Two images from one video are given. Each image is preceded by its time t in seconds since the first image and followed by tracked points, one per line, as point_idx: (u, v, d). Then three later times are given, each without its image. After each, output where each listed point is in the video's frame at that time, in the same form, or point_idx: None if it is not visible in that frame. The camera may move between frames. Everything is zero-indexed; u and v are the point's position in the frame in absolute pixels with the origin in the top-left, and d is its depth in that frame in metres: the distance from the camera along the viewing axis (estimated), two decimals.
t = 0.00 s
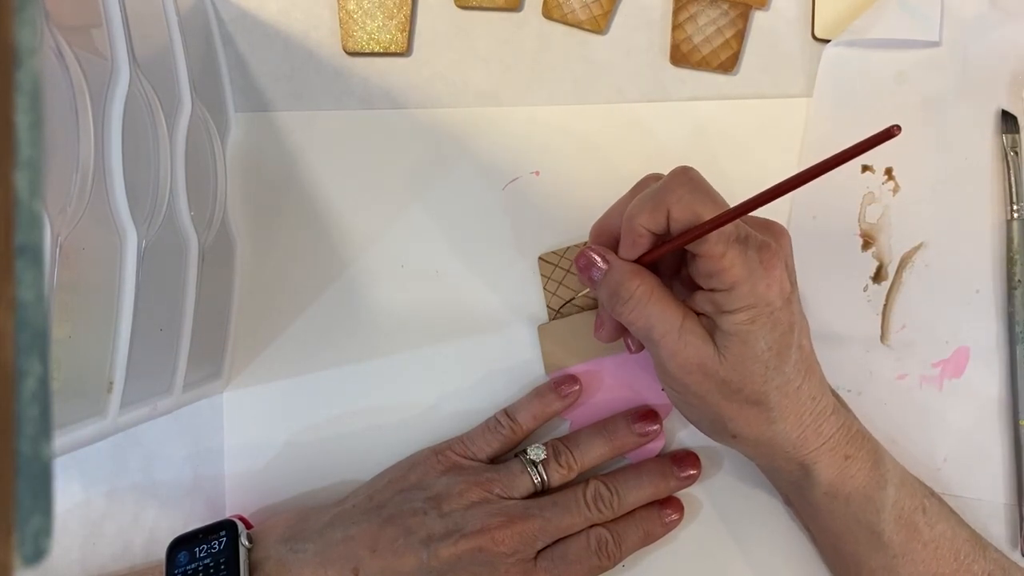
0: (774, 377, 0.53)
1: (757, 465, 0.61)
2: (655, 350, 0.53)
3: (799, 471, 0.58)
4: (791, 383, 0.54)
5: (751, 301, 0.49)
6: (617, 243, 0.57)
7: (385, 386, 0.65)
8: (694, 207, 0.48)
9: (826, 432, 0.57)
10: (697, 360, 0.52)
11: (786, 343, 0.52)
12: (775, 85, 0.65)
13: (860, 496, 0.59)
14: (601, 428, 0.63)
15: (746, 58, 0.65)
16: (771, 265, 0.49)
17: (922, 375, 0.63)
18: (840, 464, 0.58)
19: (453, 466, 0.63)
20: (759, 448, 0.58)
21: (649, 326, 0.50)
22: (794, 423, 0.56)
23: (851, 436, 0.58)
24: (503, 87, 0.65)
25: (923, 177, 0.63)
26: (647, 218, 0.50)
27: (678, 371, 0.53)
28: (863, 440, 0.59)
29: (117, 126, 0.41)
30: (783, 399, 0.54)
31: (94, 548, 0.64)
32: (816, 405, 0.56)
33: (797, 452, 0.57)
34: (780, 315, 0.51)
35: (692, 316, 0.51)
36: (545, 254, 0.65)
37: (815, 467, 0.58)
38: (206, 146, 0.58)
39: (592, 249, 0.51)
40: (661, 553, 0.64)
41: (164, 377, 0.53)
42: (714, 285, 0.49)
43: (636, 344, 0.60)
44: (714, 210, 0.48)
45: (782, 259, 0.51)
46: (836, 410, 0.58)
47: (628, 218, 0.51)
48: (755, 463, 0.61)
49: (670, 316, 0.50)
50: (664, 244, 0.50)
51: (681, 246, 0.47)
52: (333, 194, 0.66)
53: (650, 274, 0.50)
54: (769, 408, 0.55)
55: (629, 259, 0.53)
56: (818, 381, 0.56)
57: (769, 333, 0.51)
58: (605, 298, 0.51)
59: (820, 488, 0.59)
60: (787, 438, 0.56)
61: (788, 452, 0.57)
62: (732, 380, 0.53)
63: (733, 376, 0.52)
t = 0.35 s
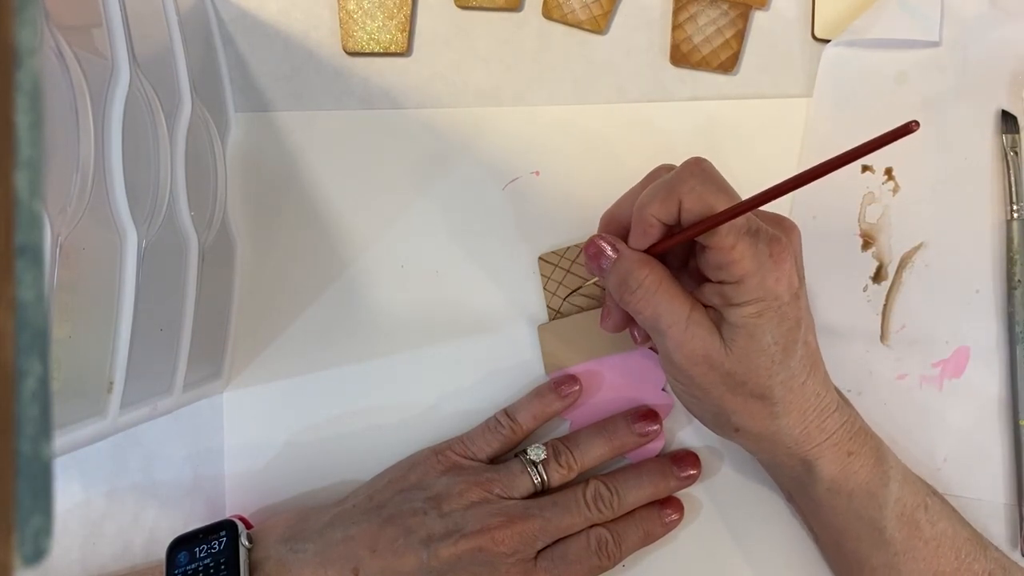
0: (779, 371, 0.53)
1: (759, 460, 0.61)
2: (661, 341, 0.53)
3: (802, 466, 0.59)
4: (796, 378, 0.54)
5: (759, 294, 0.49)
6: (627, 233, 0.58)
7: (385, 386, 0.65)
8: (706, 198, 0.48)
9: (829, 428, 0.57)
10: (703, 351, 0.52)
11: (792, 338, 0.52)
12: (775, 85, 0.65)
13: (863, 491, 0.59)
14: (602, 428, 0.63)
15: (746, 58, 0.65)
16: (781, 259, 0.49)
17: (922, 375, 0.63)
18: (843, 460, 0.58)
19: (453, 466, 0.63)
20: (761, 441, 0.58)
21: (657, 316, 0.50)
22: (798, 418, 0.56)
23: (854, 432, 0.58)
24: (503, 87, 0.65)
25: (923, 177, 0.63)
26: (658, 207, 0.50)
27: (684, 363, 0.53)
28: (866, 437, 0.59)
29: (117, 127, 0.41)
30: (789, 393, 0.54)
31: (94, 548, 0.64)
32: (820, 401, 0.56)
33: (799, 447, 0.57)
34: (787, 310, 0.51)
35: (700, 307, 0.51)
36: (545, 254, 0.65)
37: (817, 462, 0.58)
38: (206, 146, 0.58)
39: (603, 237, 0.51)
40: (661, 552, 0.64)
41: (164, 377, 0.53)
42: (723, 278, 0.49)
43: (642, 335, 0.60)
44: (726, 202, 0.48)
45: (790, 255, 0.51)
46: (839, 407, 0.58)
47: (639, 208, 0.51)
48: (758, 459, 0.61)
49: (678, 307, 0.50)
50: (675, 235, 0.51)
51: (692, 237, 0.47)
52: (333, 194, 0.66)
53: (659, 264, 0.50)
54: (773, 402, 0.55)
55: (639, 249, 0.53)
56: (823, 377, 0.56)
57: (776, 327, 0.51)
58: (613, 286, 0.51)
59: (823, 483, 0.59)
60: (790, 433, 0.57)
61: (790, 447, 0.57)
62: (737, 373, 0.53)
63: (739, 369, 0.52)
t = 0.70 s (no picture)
0: (782, 367, 0.53)
1: (759, 457, 0.61)
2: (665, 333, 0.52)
3: (802, 463, 0.59)
4: (798, 374, 0.54)
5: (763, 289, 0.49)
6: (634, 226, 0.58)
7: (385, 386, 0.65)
8: (716, 191, 0.48)
9: (830, 425, 0.57)
10: (706, 345, 0.51)
11: (795, 335, 0.52)
12: (775, 85, 0.65)
13: (863, 488, 0.59)
14: (602, 428, 0.63)
15: (746, 58, 0.65)
16: (787, 255, 0.49)
17: (922, 375, 0.63)
18: (844, 457, 0.58)
19: (453, 466, 0.63)
20: (762, 438, 0.58)
21: (662, 308, 0.50)
22: (799, 415, 0.56)
23: (856, 429, 0.59)
24: (503, 87, 0.65)
25: (923, 177, 0.63)
26: (667, 199, 0.50)
27: (688, 357, 0.53)
28: (867, 435, 0.59)
29: (117, 127, 0.41)
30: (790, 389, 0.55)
31: (93, 548, 0.64)
32: (822, 399, 0.56)
33: (800, 443, 0.58)
34: (792, 306, 0.51)
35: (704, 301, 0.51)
36: (545, 254, 0.65)
37: (818, 459, 0.58)
38: (206, 146, 0.58)
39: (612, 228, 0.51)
40: (661, 552, 0.64)
41: (164, 377, 0.53)
42: (729, 272, 0.49)
43: (646, 328, 0.61)
44: (735, 195, 0.48)
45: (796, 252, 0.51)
46: (841, 404, 0.58)
47: (648, 200, 0.51)
48: (758, 456, 0.61)
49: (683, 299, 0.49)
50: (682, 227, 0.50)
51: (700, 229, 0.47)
52: (333, 194, 0.66)
53: (665, 257, 0.50)
54: (775, 398, 0.55)
55: (646, 241, 0.53)
56: (825, 375, 0.57)
57: (781, 323, 0.51)
58: (619, 277, 0.51)
59: (824, 480, 0.59)
60: (791, 429, 0.57)
61: (791, 443, 0.58)
62: (740, 367, 0.53)
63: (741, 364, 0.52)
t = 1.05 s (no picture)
0: (787, 361, 0.54)
1: (761, 454, 0.62)
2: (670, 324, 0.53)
3: (804, 459, 0.59)
4: (802, 370, 0.55)
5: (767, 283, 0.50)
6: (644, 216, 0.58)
7: (385, 385, 0.65)
8: (728, 182, 0.48)
9: (834, 421, 0.58)
10: (711, 336, 0.52)
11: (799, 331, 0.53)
12: (775, 85, 0.65)
13: (866, 485, 0.59)
14: (602, 428, 0.63)
15: (746, 58, 0.65)
16: (797, 250, 0.50)
17: (922, 374, 0.63)
18: (846, 453, 0.58)
19: (453, 466, 0.63)
20: (764, 432, 0.59)
21: (670, 298, 0.50)
22: (803, 410, 0.57)
23: (859, 425, 0.59)
24: (503, 87, 0.65)
25: (922, 177, 0.63)
26: (679, 189, 0.50)
27: (693, 349, 0.53)
28: (870, 431, 0.59)
29: (117, 127, 0.41)
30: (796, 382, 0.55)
31: (93, 548, 0.64)
32: (825, 395, 0.57)
33: (803, 439, 0.58)
34: (800, 301, 0.52)
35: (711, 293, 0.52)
36: (545, 254, 0.65)
37: (820, 455, 0.58)
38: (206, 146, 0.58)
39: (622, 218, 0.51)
40: (661, 552, 0.64)
41: (164, 377, 0.53)
42: (739, 264, 0.50)
43: (652, 319, 0.62)
44: (747, 188, 0.48)
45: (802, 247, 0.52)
46: (843, 400, 0.58)
47: (660, 189, 0.52)
48: (760, 452, 0.62)
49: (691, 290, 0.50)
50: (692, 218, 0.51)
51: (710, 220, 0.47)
52: (333, 194, 0.66)
53: (674, 247, 0.50)
54: (779, 392, 0.56)
55: (657, 231, 0.54)
56: (829, 372, 0.57)
57: (787, 317, 0.52)
58: (627, 265, 0.51)
59: (825, 477, 0.59)
60: (794, 424, 0.57)
61: (793, 439, 0.58)
62: (744, 359, 0.53)
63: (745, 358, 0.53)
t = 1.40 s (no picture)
0: (790, 357, 0.54)
1: (761, 450, 0.62)
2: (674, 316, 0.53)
3: (805, 456, 0.59)
4: (806, 366, 0.55)
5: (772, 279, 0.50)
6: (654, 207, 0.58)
7: (385, 386, 0.65)
8: (738, 176, 0.48)
9: (835, 419, 0.58)
10: (716, 330, 0.52)
11: (802, 328, 0.53)
12: (775, 85, 0.65)
13: (867, 483, 0.59)
14: (602, 428, 0.63)
15: (746, 58, 0.65)
16: (805, 246, 0.50)
17: (922, 374, 0.63)
18: (847, 450, 0.58)
19: (453, 466, 0.63)
20: (766, 427, 0.59)
21: (676, 290, 0.51)
22: (805, 406, 0.57)
23: (861, 423, 0.59)
24: (503, 87, 0.65)
25: (922, 177, 0.63)
26: (688, 180, 0.50)
27: (697, 342, 0.53)
28: (871, 429, 0.59)
29: (117, 127, 0.41)
30: (800, 378, 0.55)
31: (94, 548, 0.64)
32: (828, 393, 0.57)
33: (803, 435, 0.58)
34: (805, 298, 0.52)
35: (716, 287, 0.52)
36: (545, 254, 0.65)
37: (821, 452, 0.58)
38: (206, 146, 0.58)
39: (630, 208, 0.52)
40: (661, 552, 0.64)
41: (164, 377, 0.53)
42: (745, 258, 0.50)
43: (657, 311, 0.61)
44: (758, 182, 0.48)
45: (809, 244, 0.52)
46: (845, 397, 0.59)
47: (669, 181, 0.52)
48: (760, 449, 0.62)
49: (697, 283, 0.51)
50: (701, 210, 0.51)
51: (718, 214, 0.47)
52: (333, 194, 0.66)
53: (682, 240, 0.51)
54: (781, 388, 0.55)
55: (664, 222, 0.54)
56: (832, 369, 0.57)
57: (792, 314, 0.52)
58: (634, 256, 0.51)
59: (826, 474, 0.59)
60: (796, 420, 0.57)
61: (794, 435, 0.58)
62: (747, 354, 0.53)
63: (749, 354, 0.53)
